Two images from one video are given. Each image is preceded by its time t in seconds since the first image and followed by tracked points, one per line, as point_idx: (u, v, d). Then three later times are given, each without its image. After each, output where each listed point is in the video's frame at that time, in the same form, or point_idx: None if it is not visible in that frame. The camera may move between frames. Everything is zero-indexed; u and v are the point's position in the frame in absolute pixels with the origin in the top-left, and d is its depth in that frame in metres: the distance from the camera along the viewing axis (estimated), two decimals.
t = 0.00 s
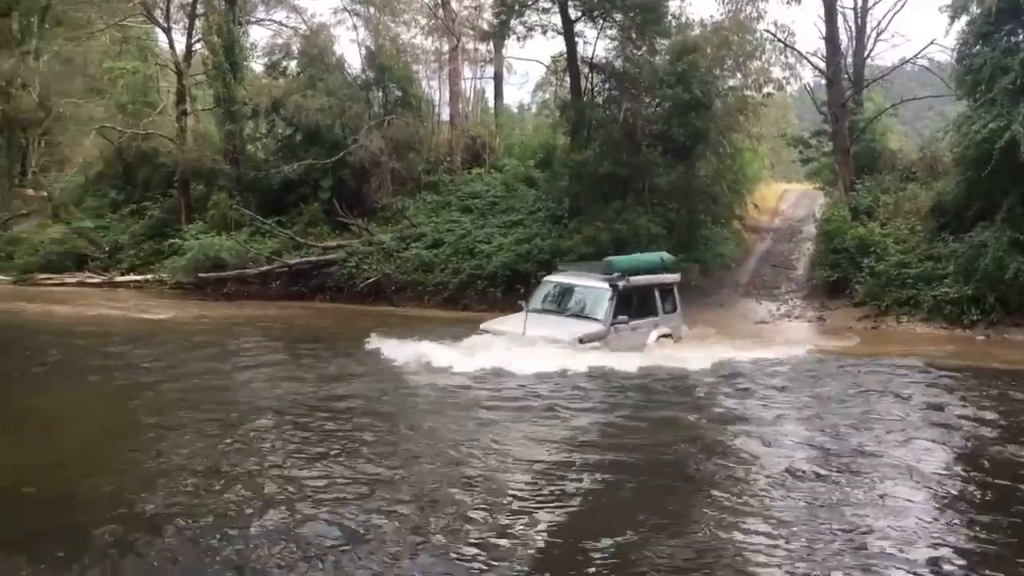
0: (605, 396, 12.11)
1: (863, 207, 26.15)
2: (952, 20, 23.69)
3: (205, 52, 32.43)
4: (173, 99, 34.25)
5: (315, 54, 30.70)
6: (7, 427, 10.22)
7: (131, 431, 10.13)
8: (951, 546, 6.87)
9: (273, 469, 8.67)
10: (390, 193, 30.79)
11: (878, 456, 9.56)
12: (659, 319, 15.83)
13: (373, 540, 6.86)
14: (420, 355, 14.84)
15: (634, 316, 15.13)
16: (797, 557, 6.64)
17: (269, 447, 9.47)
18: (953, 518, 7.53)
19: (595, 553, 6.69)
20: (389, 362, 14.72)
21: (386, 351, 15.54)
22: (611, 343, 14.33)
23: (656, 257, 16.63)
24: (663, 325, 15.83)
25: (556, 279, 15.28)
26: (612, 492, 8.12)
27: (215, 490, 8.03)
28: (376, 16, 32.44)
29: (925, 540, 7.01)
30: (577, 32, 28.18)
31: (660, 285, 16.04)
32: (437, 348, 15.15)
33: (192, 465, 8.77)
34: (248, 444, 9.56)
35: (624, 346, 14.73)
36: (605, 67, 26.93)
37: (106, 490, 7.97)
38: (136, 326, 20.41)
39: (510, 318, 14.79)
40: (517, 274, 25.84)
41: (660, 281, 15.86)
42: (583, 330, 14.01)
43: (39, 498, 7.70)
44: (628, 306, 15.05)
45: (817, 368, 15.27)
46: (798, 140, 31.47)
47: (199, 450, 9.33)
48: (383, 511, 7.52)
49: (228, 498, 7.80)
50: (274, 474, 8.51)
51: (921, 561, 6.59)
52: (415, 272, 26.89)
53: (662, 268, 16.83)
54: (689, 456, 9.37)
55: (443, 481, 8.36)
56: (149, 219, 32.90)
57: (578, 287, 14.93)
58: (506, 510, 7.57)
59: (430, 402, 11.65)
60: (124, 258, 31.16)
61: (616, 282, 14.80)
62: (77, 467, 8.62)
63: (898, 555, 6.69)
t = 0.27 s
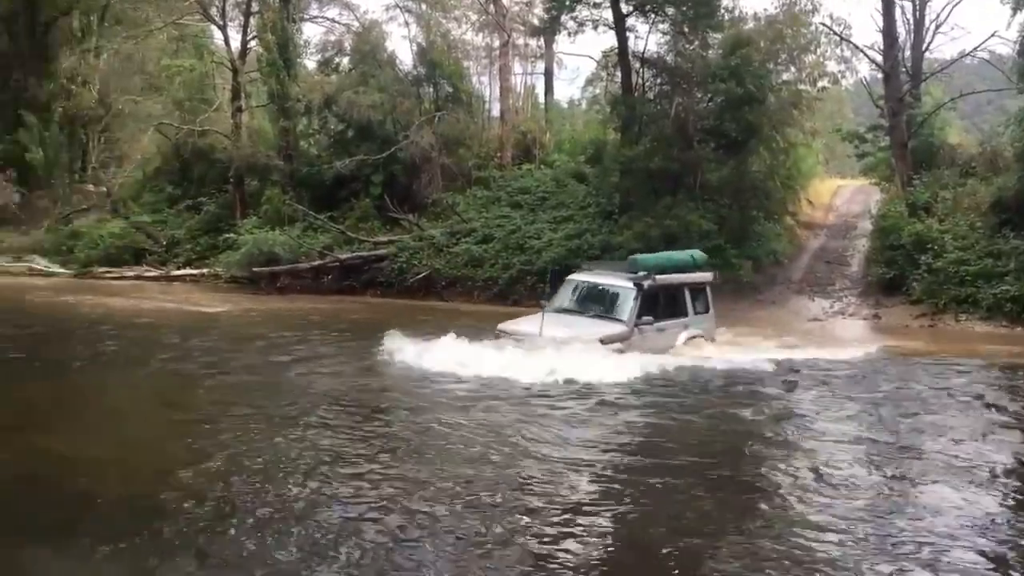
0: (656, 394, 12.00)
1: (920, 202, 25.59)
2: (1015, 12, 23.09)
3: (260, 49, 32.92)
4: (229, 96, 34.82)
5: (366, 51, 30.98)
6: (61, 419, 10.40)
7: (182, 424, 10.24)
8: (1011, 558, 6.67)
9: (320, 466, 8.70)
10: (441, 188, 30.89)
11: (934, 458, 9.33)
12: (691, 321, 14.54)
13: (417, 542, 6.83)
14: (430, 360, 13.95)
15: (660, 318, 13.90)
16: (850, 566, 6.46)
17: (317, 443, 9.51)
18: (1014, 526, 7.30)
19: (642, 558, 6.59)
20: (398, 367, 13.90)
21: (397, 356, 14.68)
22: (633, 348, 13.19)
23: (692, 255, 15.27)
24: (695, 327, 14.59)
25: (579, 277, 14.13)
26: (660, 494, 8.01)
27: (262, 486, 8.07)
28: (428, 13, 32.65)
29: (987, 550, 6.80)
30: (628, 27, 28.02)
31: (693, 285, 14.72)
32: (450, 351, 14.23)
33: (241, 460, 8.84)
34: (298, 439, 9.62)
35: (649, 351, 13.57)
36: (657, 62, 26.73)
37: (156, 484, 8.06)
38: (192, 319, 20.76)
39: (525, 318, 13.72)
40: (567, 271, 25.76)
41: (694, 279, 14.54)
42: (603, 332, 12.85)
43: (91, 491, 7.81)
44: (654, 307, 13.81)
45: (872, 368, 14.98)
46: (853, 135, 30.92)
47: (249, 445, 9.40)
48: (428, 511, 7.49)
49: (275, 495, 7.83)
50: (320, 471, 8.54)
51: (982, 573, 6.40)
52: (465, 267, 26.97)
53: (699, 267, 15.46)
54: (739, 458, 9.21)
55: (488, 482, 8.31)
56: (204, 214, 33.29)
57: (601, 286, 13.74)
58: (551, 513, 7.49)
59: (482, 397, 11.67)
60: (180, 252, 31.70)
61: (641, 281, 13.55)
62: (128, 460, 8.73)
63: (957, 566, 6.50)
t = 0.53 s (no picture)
0: (705, 392, 11.92)
1: (978, 198, 25.00)
2: None
3: (310, 47, 33.24)
4: (281, 94, 35.26)
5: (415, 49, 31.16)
6: (117, 413, 10.61)
7: (234, 418, 10.39)
8: None
9: (369, 462, 8.76)
10: (489, 184, 30.93)
11: (992, 461, 9.12)
12: (719, 324, 13.96)
13: (465, 541, 6.85)
14: (438, 360, 13.48)
15: (684, 320, 13.35)
16: (905, 573, 6.34)
17: (367, 438, 9.58)
18: None
19: (692, 561, 6.54)
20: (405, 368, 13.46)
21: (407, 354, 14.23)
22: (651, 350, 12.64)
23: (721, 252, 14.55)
24: (722, 329, 13.98)
25: (600, 276, 13.63)
26: (711, 496, 7.92)
27: (312, 482, 8.15)
28: (476, 9, 32.68)
29: None
30: (678, 21, 27.75)
31: (720, 285, 14.10)
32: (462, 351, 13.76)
33: (291, 455, 8.95)
34: (348, 434, 9.70)
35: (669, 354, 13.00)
36: (707, 57, 26.45)
37: (209, 477, 8.19)
38: (245, 314, 21.05)
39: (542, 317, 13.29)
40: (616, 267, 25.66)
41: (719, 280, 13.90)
42: (620, 335, 12.30)
43: (145, 484, 7.96)
44: (678, 308, 13.27)
45: (928, 367, 14.69)
46: (908, 129, 30.32)
47: (298, 440, 9.50)
48: (476, 509, 7.50)
49: (325, 491, 7.90)
50: (369, 467, 8.59)
51: None
52: (513, 263, 26.98)
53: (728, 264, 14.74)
54: (791, 459, 9.08)
55: (536, 481, 8.29)
56: (255, 210, 33.58)
57: (623, 286, 13.26)
58: (599, 513, 7.45)
59: (533, 391, 11.63)
60: (233, 247, 32.16)
61: (664, 281, 13.05)
62: (181, 454, 8.87)
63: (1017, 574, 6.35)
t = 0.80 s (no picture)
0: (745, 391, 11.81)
1: None
2: None
3: (351, 45, 33.46)
4: (321, 91, 35.56)
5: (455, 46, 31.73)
6: (161, 406, 10.78)
7: (275, 412, 10.50)
8: None
9: (408, 458, 8.78)
10: (528, 180, 30.90)
11: None
12: (733, 321, 13.49)
13: (502, 540, 6.84)
14: (439, 361, 13.23)
15: (694, 318, 12.92)
16: None
17: (406, 433, 9.65)
18: None
19: (733, 568, 6.46)
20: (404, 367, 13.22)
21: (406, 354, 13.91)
22: (655, 349, 12.22)
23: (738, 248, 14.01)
24: (736, 327, 13.51)
25: (608, 274, 13.28)
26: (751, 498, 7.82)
27: (352, 478, 8.18)
28: (516, 5, 32.66)
29: None
30: (719, 16, 27.50)
31: (734, 281, 13.61)
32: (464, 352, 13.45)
33: (332, 450, 9.02)
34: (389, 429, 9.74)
35: (675, 354, 12.55)
36: (748, 51, 26.17)
37: (249, 472, 8.28)
38: (286, 309, 21.25)
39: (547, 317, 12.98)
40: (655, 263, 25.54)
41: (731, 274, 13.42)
42: (620, 334, 11.89)
43: (187, 477, 8.07)
44: (685, 306, 12.84)
45: (975, 366, 14.42)
46: (954, 123, 29.76)
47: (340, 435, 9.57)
48: (514, 509, 7.47)
49: (364, 487, 7.94)
50: (406, 465, 8.59)
51: None
52: (552, 259, 26.95)
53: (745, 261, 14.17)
54: (832, 461, 8.95)
55: (574, 480, 8.24)
56: (297, 206, 33.77)
57: (628, 284, 12.91)
58: (637, 513, 7.44)
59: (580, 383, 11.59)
60: (274, 243, 32.47)
61: (670, 277, 12.66)
62: (221, 448, 8.97)
63: None
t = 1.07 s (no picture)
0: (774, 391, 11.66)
1: None
2: None
3: (381, 41, 33.55)
4: (351, 87, 35.73)
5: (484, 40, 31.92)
6: (190, 401, 10.84)
7: (302, 407, 10.52)
8: None
9: (433, 455, 8.74)
10: (557, 176, 30.82)
11: None
12: (735, 323, 12.78)
13: (526, 540, 6.77)
14: (423, 359, 12.79)
15: (693, 317, 12.28)
16: None
17: (434, 428, 9.64)
18: None
19: (761, 569, 6.38)
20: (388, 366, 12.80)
21: (391, 352, 13.46)
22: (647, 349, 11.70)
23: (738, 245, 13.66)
24: (739, 328, 12.77)
25: (604, 270, 12.72)
26: (778, 500, 7.68)
27: (376, 475, 8.14)
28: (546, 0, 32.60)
29: None
30: (750, 9, 27.23)
31: (739, 280, 12.90)
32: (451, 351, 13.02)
33: (357, 446, 8.99)
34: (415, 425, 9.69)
35: (670, 355, 11.98)
36: (780, 45, 25.87)
37: (275, 468, 8.26)
38: (317, 304, 21.36)
39: (537, 314, 12.49)
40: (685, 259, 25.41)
41: (739, 272, 12.71)
42: (611, 333, 11.37)
43: (212, 473, 8.06)
44: (683, 305, 12.22)
45: (1012, 363, 14.18)
46: (991, 117, 29.28)
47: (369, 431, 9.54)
48: (540, 508, 7.41)
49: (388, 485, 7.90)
50: (430, 463, 8.54)
51: None
52: (581, 255, 26.87)
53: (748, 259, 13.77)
54: (862, 463, 8.78)
55: (598, 480, 8.15)
56: (328, 201, 33.90)
57: (624, 280, 12.33)
58: (664, 513, 7.36)
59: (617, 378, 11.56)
60: (305, 239, 32.64)
61: (668, 274, 12.05)
62: (246, 444, 8.96)
63: None
